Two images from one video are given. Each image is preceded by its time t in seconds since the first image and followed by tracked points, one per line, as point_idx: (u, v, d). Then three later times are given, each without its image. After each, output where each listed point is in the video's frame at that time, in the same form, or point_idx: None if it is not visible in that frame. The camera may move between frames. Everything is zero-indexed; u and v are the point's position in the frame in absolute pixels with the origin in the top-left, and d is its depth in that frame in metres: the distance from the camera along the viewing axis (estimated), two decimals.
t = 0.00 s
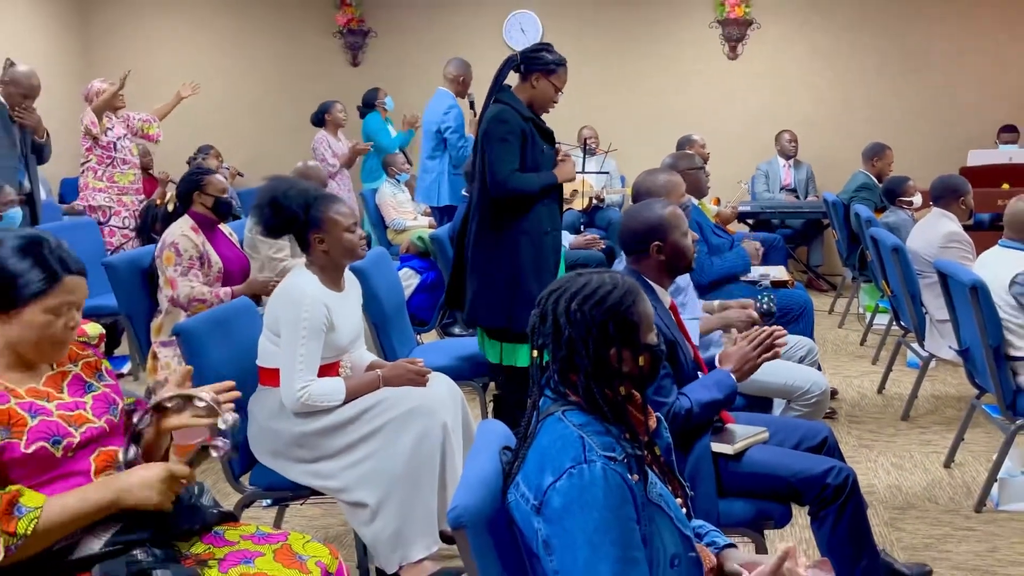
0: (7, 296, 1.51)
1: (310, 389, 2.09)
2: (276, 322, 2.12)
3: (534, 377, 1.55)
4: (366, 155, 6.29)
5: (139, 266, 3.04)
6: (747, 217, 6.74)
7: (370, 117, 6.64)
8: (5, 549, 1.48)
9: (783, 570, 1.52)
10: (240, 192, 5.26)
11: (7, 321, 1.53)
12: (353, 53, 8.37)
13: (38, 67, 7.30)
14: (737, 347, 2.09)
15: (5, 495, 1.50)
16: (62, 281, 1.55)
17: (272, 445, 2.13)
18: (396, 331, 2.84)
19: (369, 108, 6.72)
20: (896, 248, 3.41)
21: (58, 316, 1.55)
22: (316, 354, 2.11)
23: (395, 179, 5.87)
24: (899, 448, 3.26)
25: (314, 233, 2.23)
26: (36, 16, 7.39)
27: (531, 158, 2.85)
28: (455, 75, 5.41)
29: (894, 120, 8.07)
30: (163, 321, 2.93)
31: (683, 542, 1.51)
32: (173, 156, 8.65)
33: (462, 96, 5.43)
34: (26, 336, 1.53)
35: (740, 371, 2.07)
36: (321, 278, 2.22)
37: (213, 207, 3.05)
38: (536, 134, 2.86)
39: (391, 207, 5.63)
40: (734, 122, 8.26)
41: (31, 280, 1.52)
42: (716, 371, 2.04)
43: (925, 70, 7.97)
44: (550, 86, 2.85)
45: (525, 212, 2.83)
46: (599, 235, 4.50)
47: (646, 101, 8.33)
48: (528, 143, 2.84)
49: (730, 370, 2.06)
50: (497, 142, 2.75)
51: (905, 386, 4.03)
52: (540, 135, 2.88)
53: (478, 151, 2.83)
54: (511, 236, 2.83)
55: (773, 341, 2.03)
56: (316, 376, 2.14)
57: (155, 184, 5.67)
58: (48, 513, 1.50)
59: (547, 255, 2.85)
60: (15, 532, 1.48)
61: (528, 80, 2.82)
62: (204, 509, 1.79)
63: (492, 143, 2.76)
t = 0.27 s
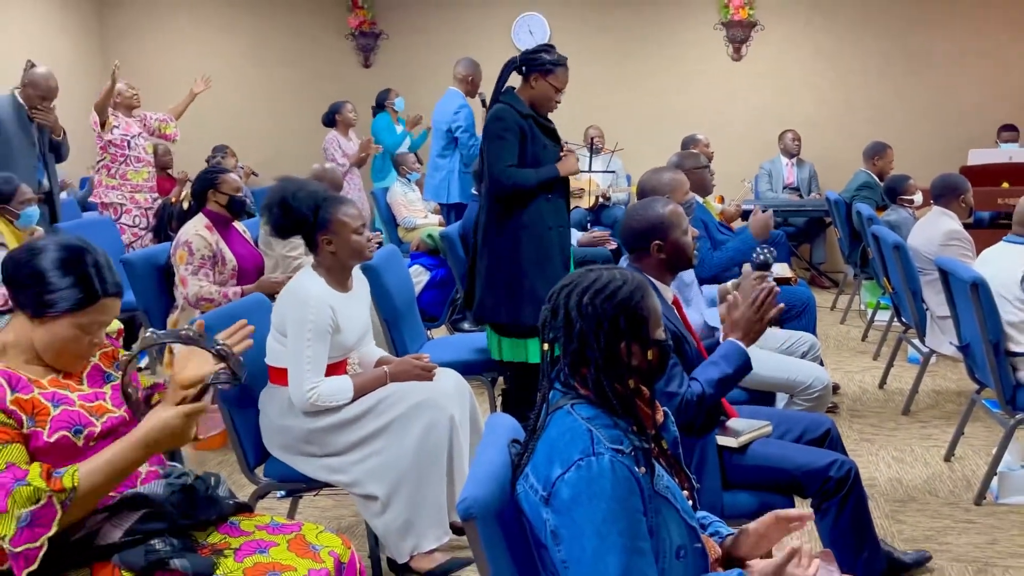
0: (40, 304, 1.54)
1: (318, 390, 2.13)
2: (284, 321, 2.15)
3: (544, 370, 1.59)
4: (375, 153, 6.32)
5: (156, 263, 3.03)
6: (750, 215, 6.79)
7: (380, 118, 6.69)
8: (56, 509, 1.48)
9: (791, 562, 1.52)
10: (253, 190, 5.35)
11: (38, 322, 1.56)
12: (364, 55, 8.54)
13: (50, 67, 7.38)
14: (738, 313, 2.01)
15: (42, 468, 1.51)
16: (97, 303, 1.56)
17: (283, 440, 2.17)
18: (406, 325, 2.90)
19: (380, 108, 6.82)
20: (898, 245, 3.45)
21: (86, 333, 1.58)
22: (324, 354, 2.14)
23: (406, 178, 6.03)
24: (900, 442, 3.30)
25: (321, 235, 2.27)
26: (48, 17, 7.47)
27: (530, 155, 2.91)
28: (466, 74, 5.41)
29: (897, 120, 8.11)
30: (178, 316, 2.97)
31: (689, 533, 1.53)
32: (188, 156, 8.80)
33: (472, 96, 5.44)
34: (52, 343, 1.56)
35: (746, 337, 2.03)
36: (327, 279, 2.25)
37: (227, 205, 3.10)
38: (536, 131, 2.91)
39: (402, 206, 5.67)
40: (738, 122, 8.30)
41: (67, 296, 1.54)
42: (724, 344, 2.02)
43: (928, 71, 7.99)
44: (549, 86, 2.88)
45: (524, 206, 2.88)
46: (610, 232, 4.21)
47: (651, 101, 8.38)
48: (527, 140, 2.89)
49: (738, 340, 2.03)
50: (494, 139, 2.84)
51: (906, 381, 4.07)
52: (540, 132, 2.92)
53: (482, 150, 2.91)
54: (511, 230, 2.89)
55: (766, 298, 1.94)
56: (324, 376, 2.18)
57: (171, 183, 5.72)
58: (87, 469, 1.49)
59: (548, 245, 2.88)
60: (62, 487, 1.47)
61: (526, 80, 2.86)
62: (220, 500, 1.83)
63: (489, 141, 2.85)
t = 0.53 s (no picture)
0: (50, 300, 1.54)
1: (329, 389, 2.14)
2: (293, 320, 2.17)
3: (552, 366, 1.60)
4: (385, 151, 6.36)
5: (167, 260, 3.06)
6: (758, 211, 6.78)
7: (387, 112, 6.80)
8: (42, 531, 1.49)
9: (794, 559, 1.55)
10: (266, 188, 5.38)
11: (48, 317, 1.56)
12: (375, 52, 8.59)
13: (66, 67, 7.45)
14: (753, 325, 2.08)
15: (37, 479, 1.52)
16: (107, 301, 1.57)
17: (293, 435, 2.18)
18: (416, 321, 2.92)
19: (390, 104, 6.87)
20: (905, 242, 3.45)
21: (96, 330, 1.58)
22: (334, 353, 2.14)
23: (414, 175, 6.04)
24: (907, 438, 3.30)
25: (329, 232, 2.28)
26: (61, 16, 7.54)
27: (540, 144, 2.90)
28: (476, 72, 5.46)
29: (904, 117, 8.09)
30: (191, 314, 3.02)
31: (696, 528, 1.54)
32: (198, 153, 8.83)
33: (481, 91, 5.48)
34: (62, 339, 1.57)
35: (758, 349, 2.07)
36: (336, 276, 2.25)
37: (235, 201, 3.12)
38: (546, 122, 2.91)
39: (411, 202, 5.77)
40: (747, 119, 8.29)
41: (78, 292, 1.55)
42: (733, 353, 2.05)
43: (936, 67, 7.97)
44: (556, 75, 2.88)
45: (535, 196, 2.89)
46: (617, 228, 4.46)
47: (659, 99, 8.39)
48: (537, 131, 2.89)
49: (747, 351, 2.07)
50: (504, 131, 2.85)
51: (913, 377, 4.06)
52: (551, 123, 2.92)
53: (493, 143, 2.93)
54: (521, 221, 2.91)
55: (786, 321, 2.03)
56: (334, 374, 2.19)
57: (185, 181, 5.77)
58: (83, 490, 1.52)
59: (560, 243, 2.90)
60: (52, 513, 1.49)
61: (534, 71, 2.87)
62: (231, 494, 1.86)
63: (500, 133, 2.86)
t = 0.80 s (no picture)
0: (78, 298, 1.58)
1: (339, 381, 2.18)
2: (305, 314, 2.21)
3: (562, 360, 1.63)
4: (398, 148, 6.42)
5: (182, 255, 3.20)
6: (764, 208, 6.80)
7: (400, 111, 6.84)
8: (63, 521, 1.54)
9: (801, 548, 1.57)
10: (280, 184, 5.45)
11: (75, 314, 1.61)
12: (386, 51, 8.68)
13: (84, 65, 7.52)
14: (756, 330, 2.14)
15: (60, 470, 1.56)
16: (135, 303, 1.61)
17: (306, 428, 2.24)
18: (426, 316, 2.95)
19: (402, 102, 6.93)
20: (911, 238, 3.47)
21: (122, 329, 1.63)
22: (344, 347, 2.18)
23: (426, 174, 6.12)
24: (912, 432, 3.32)
25: (341, 228, 2.31)
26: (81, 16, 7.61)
27: (553, 144, 2.94)
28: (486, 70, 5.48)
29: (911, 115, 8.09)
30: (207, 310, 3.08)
31: (704, 520, 1.55)
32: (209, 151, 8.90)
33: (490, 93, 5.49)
34: (87, 336, 1.61)
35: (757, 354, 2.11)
36: (347, 271, 2.30)
37: (245, 199, 3.15)
38: (559, 123, 2.95)
39: (423, 199, 5.79)
40: (754, 117, 8.30)
41: (106, 293, 1.59)
42: (733, 355, 2.09)
43: (943, 66, 7.96)
44: (571, 77, 2.93)
45: (544, 193, 2.93)
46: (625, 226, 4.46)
47: (667, 97, 8.42)
48: (550, 130, 2.93)
49: (747, 352, 2.11)
50: (518, 128, 2.88)
51: (918, 372, 4.08)
52: (563, 124, 2.96)
53: (505, 141, 2.97)
54: (530, 218, 2.95)
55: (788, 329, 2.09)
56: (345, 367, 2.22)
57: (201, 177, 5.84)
58: (103, 483, 1.56)
59: (568, 243, 2.93)
60: (74, 502, 1.54)
61: (549, 73, 2.91)
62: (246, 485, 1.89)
63: (515, 130, 2.89)
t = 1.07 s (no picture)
0: (98, 284, 1.63)
1: (355, 367, 2.22)
2: (324, 304, 2.26)
3: (570, 353, 1.65)
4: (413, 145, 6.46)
5: (199, 250, 3.18)
6: (771, 205, 6.82)
7: (414, 109, 6.85)
8: (105, 490, 1.60)
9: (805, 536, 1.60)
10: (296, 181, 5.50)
11: (96, 300, 1.65)
12: (399, 50, 8.72)
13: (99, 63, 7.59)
14: (752, 322, 2.20)
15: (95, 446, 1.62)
16: (152, 286, 1.65)
17: (322, 417, 2.27)
18: (438, 308, 3.00)
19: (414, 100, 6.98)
20: (916, 234, 3.49)
21: (141, 314, 1.67)
22: (361, 335, 2.23)
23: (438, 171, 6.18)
24: (917, 425, 3.35)
25: (360, 221, 2.38)
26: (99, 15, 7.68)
27: (567, 138, 2.99)
28: (494, 68, 5.54)
29: (918, 114, 8.10)
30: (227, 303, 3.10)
31: (710, 511, 1.58)
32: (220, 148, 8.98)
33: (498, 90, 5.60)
34: (105, 321, 1.65)
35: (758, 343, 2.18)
36: (365, 262, 2.35)
37: (258, 196, 3.23)
38: (573, 118, 3.00)
39: (436, 196, 5.83)
40: (761, 116, 8.33)
41: (123, 277, 1.63)
42: (737, 345, 2.15)
43: (946, 66, 7.98)
44: (587, 77, 2.97)
45: (560, 184, 2.96)
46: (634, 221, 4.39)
47: (676, 94, 8.44)
48: (565, 124, 2.97)
49: (749, 343, 2.17)
50: (535, 119, 2.91)
51: (922, 366, 4.11)
52: (577, 119, 3.02)
53: (519, 133, 3.00)
54: (542, 208, 3.00)
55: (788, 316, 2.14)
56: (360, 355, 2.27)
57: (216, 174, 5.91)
58: (136, 456, 1.61)
59: (579, 234, 2.96)
60: (112, 471, 1.60)
61: (565, 70, 2.95)
62: (263, 474, 1.92)
63: (532, 120, 2.92)
